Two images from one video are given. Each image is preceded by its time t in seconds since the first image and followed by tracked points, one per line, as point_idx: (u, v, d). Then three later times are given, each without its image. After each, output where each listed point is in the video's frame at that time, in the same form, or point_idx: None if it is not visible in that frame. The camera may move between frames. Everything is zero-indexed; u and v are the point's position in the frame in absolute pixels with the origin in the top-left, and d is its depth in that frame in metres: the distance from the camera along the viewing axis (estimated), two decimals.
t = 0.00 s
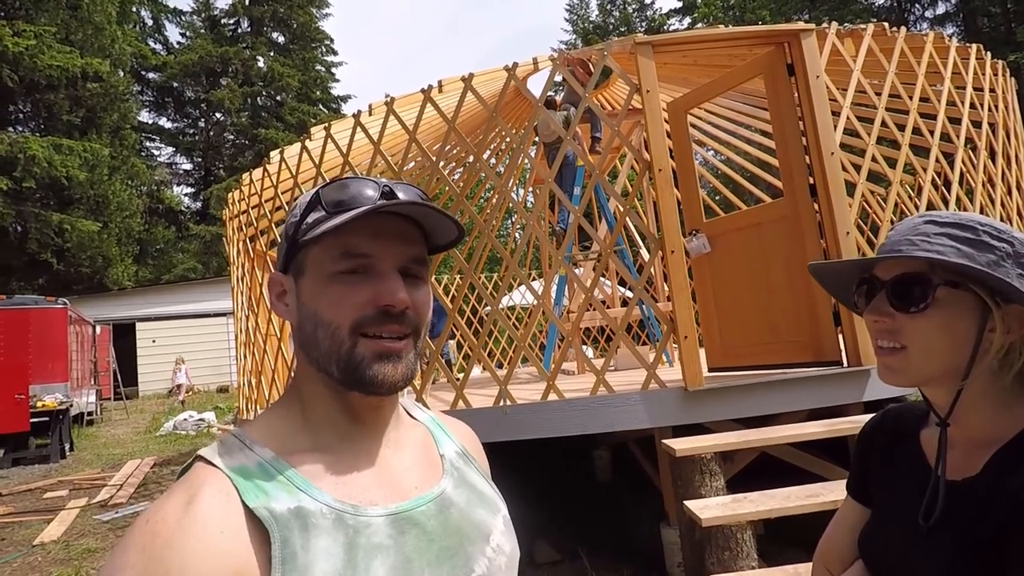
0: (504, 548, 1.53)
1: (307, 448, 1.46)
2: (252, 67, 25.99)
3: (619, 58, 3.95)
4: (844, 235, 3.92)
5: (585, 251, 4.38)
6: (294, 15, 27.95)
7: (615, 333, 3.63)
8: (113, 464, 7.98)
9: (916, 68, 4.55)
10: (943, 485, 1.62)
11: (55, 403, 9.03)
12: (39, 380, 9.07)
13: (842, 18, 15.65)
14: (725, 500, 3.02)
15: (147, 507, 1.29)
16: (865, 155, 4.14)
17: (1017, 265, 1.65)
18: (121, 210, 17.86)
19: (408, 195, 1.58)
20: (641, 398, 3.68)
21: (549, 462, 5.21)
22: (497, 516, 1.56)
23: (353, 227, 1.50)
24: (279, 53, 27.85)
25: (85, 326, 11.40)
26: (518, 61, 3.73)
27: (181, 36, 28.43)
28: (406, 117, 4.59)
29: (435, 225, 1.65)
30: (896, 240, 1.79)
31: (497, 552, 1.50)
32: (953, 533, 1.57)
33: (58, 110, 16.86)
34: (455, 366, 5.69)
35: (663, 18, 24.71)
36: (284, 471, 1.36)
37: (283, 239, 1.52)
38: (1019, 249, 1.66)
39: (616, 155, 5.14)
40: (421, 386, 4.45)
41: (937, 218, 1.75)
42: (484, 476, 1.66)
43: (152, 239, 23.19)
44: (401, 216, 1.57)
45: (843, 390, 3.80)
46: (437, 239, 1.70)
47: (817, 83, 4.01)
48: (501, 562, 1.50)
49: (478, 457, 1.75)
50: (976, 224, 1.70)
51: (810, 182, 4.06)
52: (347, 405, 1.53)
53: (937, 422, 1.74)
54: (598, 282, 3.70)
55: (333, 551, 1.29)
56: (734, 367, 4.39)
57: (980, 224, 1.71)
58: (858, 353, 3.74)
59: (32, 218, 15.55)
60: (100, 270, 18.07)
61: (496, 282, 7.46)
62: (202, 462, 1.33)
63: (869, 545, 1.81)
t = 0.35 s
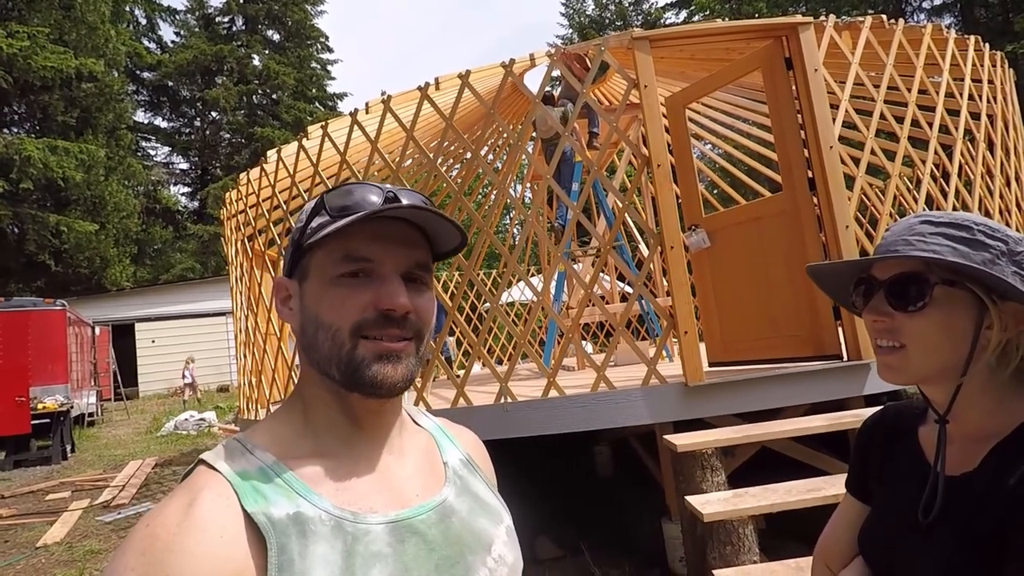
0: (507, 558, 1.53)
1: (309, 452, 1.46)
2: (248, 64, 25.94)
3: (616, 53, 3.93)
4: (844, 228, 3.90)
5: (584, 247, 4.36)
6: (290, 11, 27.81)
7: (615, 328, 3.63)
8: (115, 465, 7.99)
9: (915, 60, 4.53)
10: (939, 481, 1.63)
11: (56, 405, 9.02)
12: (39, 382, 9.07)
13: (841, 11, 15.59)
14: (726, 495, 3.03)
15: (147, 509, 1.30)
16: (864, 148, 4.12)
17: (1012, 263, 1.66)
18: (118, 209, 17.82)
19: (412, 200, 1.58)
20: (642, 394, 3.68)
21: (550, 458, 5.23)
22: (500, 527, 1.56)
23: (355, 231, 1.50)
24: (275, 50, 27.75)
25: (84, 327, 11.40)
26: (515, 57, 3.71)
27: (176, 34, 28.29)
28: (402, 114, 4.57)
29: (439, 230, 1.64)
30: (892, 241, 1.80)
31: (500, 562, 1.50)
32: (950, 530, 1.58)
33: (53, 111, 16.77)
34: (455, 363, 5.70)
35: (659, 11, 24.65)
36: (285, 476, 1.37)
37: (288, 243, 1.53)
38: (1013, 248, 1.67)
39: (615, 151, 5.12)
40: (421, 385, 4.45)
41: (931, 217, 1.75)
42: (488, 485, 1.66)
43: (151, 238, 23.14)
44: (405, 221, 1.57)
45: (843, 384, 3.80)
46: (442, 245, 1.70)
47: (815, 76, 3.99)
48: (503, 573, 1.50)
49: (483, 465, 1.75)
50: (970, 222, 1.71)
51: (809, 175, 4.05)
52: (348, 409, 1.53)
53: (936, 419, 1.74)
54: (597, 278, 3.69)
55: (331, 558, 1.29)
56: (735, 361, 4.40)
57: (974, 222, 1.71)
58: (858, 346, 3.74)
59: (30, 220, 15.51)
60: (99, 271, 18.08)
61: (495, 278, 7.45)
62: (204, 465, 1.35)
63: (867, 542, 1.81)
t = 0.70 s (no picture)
0: (509, 549, 1.55)
1: (311, 449, 1.47)
2: (244, 61, 25.88)
3: (614, 49, 3.92)
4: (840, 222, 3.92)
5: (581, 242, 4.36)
6: (285, 7, 27.70)
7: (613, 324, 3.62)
8: (114, 463, 7.98)
9: (910, 52, 4.53)
10: (936, 470, 1.65)
11: (54, 404, 9.00)
12: (36, 381, 9.05)
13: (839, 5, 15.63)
14: (725, 488, 3.04)
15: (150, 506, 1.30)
16: (860, 141, 4.12)
17: (1000, 254, 1.68)
18: (114, 207, 17.74)
19: (408, 195, 1.58)
20: (641, 388, 3.69)
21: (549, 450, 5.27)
22: (501, 518, 1.58)
23: (350, 228, 1.50)
24: (270, 46, 27.66)
25: (81, 325, 11.37)
26: (513, 53, 3.70)
27: (170, 30, 28.15)
28: (401, 111, 4.56)
29: (436, 225, 1.64)
30: (883, 236, 1.83)
31: (500, 553, 1.52)
32: (947, 517, 1.60)
33: (47, 107, 16.68)
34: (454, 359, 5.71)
35: (656, 6, 24.75)
36: (286, 471, 1.37)
37: (285, 240, 1.53)
38: (1000, 239, 1.71)
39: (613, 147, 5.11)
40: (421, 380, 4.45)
41: (921, 212, 1.80)
42: (489, 477, 1.67)
43: (146, 236, 23.05)
44: (400, 216, 1.57)
45: (839, 375, 3.82)
46: (438, 239, 1.70)
47: (811, 70, 3.99)
48: (505, 563, 1.51)
49: (483, 458, 1.76)
50: (958, 216, 1.75)
51: (806, 169, 4.05)
52: (348, 406, 1.53)
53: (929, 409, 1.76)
54: (596, 274, 3.69)
55: (335, 551, 1.30)
56: (733, 355, 4.42)
57: (962, 216, 1.75)
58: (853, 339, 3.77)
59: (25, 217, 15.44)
60: (97, 268, 17.89)
61: (493, 274, 7.45)
62: (206, 462, 1.35)
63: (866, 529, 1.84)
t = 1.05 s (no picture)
0: (497, 543, 1.53)
1: (299, 440, 1.46)
2: (244, 57, 25.96)
3: (612, 47, 3.92)
4: (837, 223, 3.90)
5: (579, 241, 4.36)
6: (287, 6, 27.84)
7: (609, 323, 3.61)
8: (110, 457, 7.98)
9: (908, 53, 4.52)
10: (931, 470, 1.63)
11: (50, 397, 9.02)
12: (33, 374, 9.07)
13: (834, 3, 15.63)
14: (720, 488, 3.03)
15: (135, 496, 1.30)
16: (858, 142, 4.11)
17: (992, 250, 1.69)
18: (115, 202, 17.81)
19: (400, 187, 1.57)
20: (637, 387, 3.68)
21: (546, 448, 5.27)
22: (490, 512, 1.56)
23: (343, 219, 1.50)
24: (271, 43, 27.76)
25: (79, 319, 11.39)
26: (511, 50, 3.70)
27: (173, 28, 28.27)
28: (398, 107, 4.58)
29: (428, 217, 1.64)
30: (876, 233, 1.83)
31: (489, 546, 1.50)
32: (941, 516, 1.59)
33: (48, 102, 16.73)
34: (450, 356, 5.71)
35: (654, 7, 25.15)
36: (272, 462, 1.37)
37: (277, 232, 1.53)
38: (993, 236, 1.71)
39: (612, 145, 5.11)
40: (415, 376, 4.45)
41: (913, 208, 1.79)
42: (479, 471, 1.66)
43: (147, 232, 23.12)
44: (393, 207, 1.56)
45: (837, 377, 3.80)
46: (431, 231, 1.69)
47: (809, 70, 3.99)
48: (493, 557, 1.50)
49: (474, 452, 1.75)
50: (952, 212, 1.74)
51: (804, 169, 4.05)
52: (339, 398, 1.53)
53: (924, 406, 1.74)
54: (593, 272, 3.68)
55: (320, 542, 1.30)
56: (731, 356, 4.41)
57: (955, 212, 1.75)
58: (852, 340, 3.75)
59: (25, 212, 15.49)
60: (95, 264, 17.99)
61: (491, 272, 7.45)
62: (193, 452, 1.35)
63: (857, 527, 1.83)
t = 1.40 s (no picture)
0: (491, 541, 1.54)
1: (292, 440, 1.46)
2: (241, 58, 25.98)
3: (609, 44, 3.91)
4: (836, 218, 3.89)
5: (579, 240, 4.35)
6: (284, 6, 27.86)
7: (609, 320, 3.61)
8: (112, 460, 8.00)
9: (906, 48, 4.51)
10: (931, 464, 1.63)
11: (52, 400, 9.05)
12: (34, 377, 9.09)
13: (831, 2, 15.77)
14: (720, 484, 3.03)
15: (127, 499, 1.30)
16: (856, 137, 4.10)
17: (996, 242, 1.68)
18: (113, 204, 17.83)
19: (396, 188, 1.57)
20: (636, 384, 3.68)
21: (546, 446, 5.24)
22: (484, 510, 1.57)
23: (340, 221, 1.50)
24: (268, 44, 27.78)
25: (80, 322, 11.42)
26: (508, 49, 3.69)
27: (170, 29, 28.28)
28: (396, 108, 4.59)
29: (423, 219, 1.64)
30: (878, 225, 1.82)
31: (483, 544, 1.51)
32: (942, 511, 1.59)
33: (45, 105, 16.76)
34: (450, 356, 5.71)
35: (653, 4, 25.00)
36: (266, 463, 1.37)
37: (270, 231, 1.52)
38: (997, 227, 1.70)
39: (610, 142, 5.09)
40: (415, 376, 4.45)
41: (916, 200, 1.79)
42: (472, 470, 1.67)
43: (146, 234, 23.15)
44: (388, 208, 1.56)
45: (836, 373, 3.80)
46: (426, 233, 1.69)
47: (806, 65, 3.97)
48: (487, 554, 1.51)
49: (467, 451, 1.76)
50: (954, 203, 1.74)
51: (802, 165, 4.04)
52: (332, 399, 1.53)
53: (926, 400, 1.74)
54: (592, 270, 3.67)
55: (314, 542, 1.30)
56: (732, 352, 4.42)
57: (958, 204, 1.74)
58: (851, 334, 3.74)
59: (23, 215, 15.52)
60: (94, 267, 18.09)
61: (491, 272, 7.46)
62: (185, 453, 1.35)
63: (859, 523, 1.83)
